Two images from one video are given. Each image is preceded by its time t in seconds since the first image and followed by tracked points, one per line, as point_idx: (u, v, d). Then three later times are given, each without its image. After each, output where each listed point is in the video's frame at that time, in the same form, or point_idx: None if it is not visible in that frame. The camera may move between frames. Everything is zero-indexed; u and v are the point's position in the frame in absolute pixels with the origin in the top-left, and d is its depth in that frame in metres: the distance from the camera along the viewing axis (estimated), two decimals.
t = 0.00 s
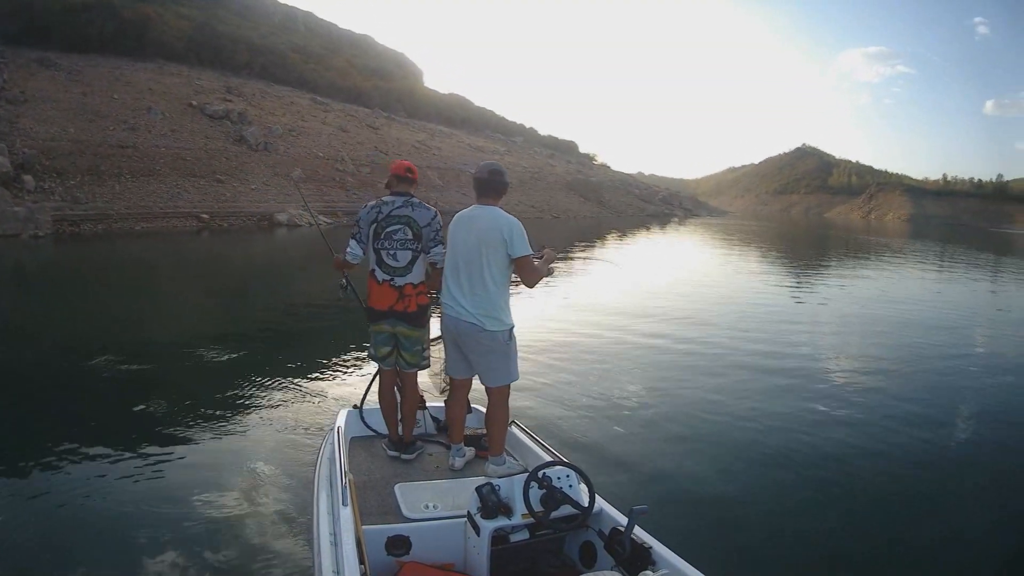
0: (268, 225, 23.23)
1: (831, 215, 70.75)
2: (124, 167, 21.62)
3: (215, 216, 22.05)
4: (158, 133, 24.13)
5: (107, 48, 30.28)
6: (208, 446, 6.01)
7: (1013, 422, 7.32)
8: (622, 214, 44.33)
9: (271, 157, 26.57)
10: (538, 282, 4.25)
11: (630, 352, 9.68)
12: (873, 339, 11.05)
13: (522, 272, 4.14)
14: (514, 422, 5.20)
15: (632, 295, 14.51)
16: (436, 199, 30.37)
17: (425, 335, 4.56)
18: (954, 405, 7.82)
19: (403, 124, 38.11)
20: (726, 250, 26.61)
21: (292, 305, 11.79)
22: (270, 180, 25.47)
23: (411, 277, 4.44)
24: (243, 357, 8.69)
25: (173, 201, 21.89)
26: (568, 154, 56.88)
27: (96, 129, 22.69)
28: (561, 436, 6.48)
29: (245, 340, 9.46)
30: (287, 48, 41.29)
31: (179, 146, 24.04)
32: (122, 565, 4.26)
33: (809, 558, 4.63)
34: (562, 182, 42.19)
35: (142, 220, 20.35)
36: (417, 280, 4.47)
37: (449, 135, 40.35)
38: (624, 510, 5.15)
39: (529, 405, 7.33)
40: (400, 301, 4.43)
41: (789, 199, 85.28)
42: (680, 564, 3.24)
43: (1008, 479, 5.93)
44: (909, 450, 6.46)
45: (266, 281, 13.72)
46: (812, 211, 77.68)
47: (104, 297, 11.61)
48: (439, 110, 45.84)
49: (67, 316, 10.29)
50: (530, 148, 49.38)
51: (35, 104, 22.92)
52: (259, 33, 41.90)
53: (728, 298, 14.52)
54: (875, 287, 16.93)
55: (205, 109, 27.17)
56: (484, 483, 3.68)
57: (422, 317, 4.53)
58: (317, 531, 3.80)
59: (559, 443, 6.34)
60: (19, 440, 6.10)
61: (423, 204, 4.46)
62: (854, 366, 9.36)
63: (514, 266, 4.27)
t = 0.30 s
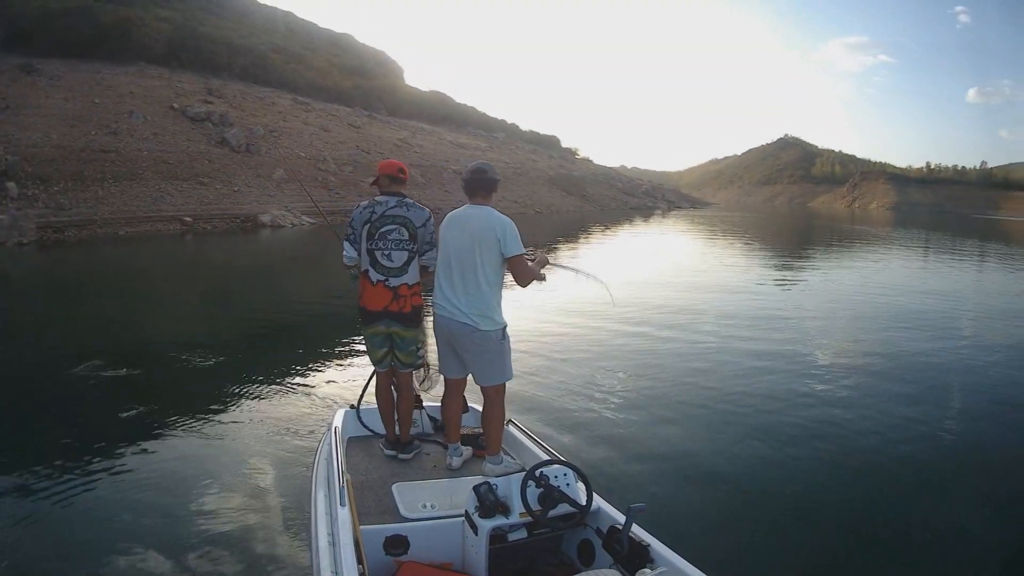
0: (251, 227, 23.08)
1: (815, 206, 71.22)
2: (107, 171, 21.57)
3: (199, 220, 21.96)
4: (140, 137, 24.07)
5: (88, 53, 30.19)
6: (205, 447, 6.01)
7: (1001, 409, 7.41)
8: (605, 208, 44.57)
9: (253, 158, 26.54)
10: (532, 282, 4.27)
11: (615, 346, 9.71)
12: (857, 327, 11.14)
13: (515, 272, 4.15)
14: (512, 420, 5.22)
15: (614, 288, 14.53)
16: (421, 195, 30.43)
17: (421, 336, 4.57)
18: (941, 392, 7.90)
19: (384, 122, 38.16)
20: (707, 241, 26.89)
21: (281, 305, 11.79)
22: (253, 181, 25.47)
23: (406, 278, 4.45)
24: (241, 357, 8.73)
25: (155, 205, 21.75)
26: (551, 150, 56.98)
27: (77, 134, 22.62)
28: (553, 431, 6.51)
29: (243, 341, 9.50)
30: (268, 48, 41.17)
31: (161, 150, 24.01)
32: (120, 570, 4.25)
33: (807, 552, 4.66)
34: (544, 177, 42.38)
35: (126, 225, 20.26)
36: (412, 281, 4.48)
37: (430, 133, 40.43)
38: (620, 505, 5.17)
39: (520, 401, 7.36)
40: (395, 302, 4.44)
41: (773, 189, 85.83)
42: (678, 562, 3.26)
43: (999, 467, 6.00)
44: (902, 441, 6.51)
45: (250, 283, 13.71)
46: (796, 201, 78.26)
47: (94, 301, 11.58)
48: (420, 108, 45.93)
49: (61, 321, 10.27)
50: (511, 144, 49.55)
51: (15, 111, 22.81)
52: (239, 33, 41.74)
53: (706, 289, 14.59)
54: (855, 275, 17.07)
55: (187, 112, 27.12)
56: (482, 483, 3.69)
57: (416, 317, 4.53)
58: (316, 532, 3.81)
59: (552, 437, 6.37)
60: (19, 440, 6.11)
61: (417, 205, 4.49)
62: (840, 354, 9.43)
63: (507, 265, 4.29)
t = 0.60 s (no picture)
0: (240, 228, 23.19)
1: (805, 205, 71.56)
2: (96, 173, 21.59)
3: (188, 221, 22.01)
4: (129, 138, 24.11)
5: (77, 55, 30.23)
6: (205, 447, 6.01)
7: (994, 406, 7.44)
8: (593, 207, 44.79)
9: (242, 160, 26.57)
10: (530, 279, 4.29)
11: (604, 344, 9.74)
12: (845, 324, 11.19)
13: (514, 271, 4.16)
14: (512, 420, 5.22)
15: (600, 287, 14.58)
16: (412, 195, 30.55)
17: (419, 334, 4.58)
18: (934, 390, 7.92)
19: (373, 123, 38.24)
20: (695, 239, 27.06)
21: (273, 306, 11.82)
22: (242, 182, 25.45)
23: (407, 276, 4.47)
24: (236, 357, 8.79)
25: (144, 207, 21.75)
26: (540, 150, 57.24)
27: (66, 136, 22.65)
28: (548, 430, 6.53)
29: (238, 341, 9.56)
30: (256, 49, 41.20)
31: (151, 152, 24.05)
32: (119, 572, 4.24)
33: (808, 552, 4.66)
34: (532, 178, 42.60)
35: (116, 228, 20.22)
36: (412, 279, 4.50)
37: (419, 134, 40.56)
38: (618, 504, 5.18)
39: (513, 399, 7.37)
40: (397, 301, 4.45)
41: (763, 187, 85.99)
42: (678, 562, 3.26)
43: (996, 464, 6.02)
44: (900, 439, 6.52)
45: (239, 284, 13.75)
46: (786, 200, 78.49)
47: (86, 303, 11.60)
48: (408, 109, 46.01)
49: (56, 322, 10.31)
50: (499, 144, 49.74)
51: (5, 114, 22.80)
52: (228, 34, 41.76)
53: (691, 288, 14.59)
54: (839, 273, 17.18)
55: (176, 114, 27.14)
56: (483, 483, 3.70)
57: (415, 316, 4.54)
58: (316, 532, 3.81)
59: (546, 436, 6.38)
60: (19, 439, 6.14)
61: (410, 202, 4.48)
62: (829, 351, 9.47)
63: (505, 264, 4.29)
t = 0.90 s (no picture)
0: (228, 228, 22.89)
1: (791, 212, 72.20)
2: (84, 169, 21.55)
3: (174, 219, 21.84)
4: (117, 134, 24.09)
5: (66, 49, 30.12)
6: (204, 446, 5.99)
7: (984, 409, 7.51)
8: (580, 212, 45.05)
9: (229, 158, 26.54)
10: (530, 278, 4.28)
11: (592, 347, 9.78)
12: (829, 330, 11.29)
13: (516, 270, 4.16)
14: (512, 420, 5.22)
15: (585, 291, 14.63)
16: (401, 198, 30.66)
17: (414, 332, 4.56)
18: (924, 394, 7.99)
19: (361, 124, 38.31)
20: (680, 245, 27.27)
21: (263, 306, 11.77)
22: (227, 181, 25.31)
23: (398, 274, 4.45)
24: (231, 356, 8.78)
25: (131, 204, 21.64)
26: (526, 154, 57.56)
27: (54, 131, 22.60)
28: (541, 432, 6.54)
29: (233, 340, 9.54)
30: (245, 48, 41.16)
31: (138, 147, 24.03)
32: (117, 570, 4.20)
33: (809, 553, 4.65)
34: (520, 184, 42.86)
35: (102, 224, 20.00)
36: (404, 276, 4.48)
37: (406, 136, 40.69)
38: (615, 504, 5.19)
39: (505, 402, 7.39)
40: (389, 298, 4.44)
41: (750, 196, 86.83)
42: (678, 562, 3.25)
43: (990, 466, 6.05)
44: (894, 441, 6.54)
45: (226, 283, 13.72)
46: (772, 208, 79.15)
47: (76, 299, 11.51)
48: (396, 111, 46.12)
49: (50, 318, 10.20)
50: (487, 148, 49.96)
51: None
52: (216, 32, 41.69)
53: (671, 293, 14.71)
54: (819, 280, 17.37)
55: (164, 110, 27.10)
56: (482, 482, 3.69)
57: (410, 314, 4.53)
58: (315, 532, 3.79)
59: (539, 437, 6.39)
60: (18, 439, 6.05)
61: (402, 200, 4.47)
62: (816, 355, 9.55)
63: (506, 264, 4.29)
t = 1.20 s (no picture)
0: (221, 220, 23.48)
1: (784, 230, 72.81)
2: (82, 156, 21.68)
3: (167, 211, 22.27)
4: (117, 122, 24.28)
5: (70, 36, 30.21)
6: (208, 438, 6.02)
7: (977, 435, 7.55)
8: (574, 220, 45.44)
9: (226, 152, 26.73)
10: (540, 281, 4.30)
11: (582, 356, 9.85)
12: (815, 348, 11.41)
13: (527, 272, 4.18)
14: (515, 423, 5.23)
15: (572, 300, 14.74)
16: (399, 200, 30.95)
17: (421, 332, 4.59)
18: (916, 417, 8.07)
19: (359, 124, 38.58)
20: (671, 259, 27.55)
21: (252, 301, 11.86)
22: (223, 173, 25.48)
23: (407, 275, 4.49)
24: (219, 350, 8.78)
25: (127, 190, 21.89)
26: (520, 160, 58.00)
27: (55, 117, 22.75)
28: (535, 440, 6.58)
29: (223, 334, 9.56)
30: (249, 42, 41.32)
31: (136, 136, 24.21)
32: (119, 562, 4.20)
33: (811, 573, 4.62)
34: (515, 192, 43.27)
35: (98, 211, 20.37)
36: (412, 277, 4.52)
37: (403, 138, 41.01)
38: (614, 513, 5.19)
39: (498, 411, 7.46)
40: (397, 299, 4.46)
41: (745, 213, 87.35)
42: (679, 566, 3.25)
43: (987, 492, 6.06)
44: (892, 464, 6.54)
45: (212, 274, 13.88)
46: (766, 225, 79.73)
47: (60, 285, 11.41)
48: (394, 112, 46.39)
49: (45, 305, 10.16)
50: (483, 153, 50.40)
51: None
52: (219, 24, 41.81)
53: (658, 305, 14.78)
54: (802, 298, 17.57)
55: (164, 101, 27.23)
56: (485, 484, 3.71)
57: (417, 314, 4.56)
58: (317, 529, 3.82)
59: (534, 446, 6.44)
60: (19, 428, 5.99)
61: (413, 202, 4.50)
62: (805, 374, 9.62)
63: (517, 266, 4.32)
